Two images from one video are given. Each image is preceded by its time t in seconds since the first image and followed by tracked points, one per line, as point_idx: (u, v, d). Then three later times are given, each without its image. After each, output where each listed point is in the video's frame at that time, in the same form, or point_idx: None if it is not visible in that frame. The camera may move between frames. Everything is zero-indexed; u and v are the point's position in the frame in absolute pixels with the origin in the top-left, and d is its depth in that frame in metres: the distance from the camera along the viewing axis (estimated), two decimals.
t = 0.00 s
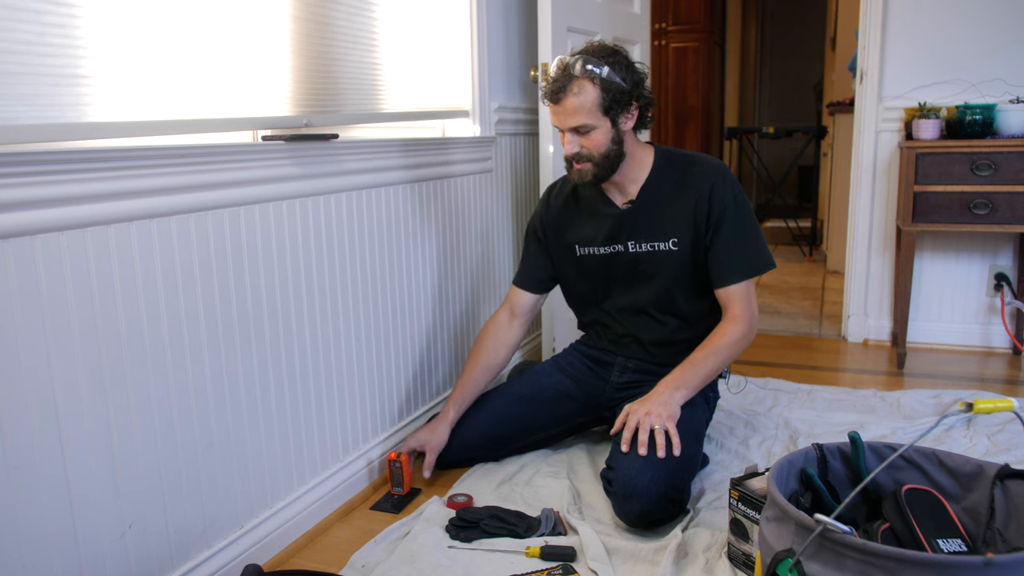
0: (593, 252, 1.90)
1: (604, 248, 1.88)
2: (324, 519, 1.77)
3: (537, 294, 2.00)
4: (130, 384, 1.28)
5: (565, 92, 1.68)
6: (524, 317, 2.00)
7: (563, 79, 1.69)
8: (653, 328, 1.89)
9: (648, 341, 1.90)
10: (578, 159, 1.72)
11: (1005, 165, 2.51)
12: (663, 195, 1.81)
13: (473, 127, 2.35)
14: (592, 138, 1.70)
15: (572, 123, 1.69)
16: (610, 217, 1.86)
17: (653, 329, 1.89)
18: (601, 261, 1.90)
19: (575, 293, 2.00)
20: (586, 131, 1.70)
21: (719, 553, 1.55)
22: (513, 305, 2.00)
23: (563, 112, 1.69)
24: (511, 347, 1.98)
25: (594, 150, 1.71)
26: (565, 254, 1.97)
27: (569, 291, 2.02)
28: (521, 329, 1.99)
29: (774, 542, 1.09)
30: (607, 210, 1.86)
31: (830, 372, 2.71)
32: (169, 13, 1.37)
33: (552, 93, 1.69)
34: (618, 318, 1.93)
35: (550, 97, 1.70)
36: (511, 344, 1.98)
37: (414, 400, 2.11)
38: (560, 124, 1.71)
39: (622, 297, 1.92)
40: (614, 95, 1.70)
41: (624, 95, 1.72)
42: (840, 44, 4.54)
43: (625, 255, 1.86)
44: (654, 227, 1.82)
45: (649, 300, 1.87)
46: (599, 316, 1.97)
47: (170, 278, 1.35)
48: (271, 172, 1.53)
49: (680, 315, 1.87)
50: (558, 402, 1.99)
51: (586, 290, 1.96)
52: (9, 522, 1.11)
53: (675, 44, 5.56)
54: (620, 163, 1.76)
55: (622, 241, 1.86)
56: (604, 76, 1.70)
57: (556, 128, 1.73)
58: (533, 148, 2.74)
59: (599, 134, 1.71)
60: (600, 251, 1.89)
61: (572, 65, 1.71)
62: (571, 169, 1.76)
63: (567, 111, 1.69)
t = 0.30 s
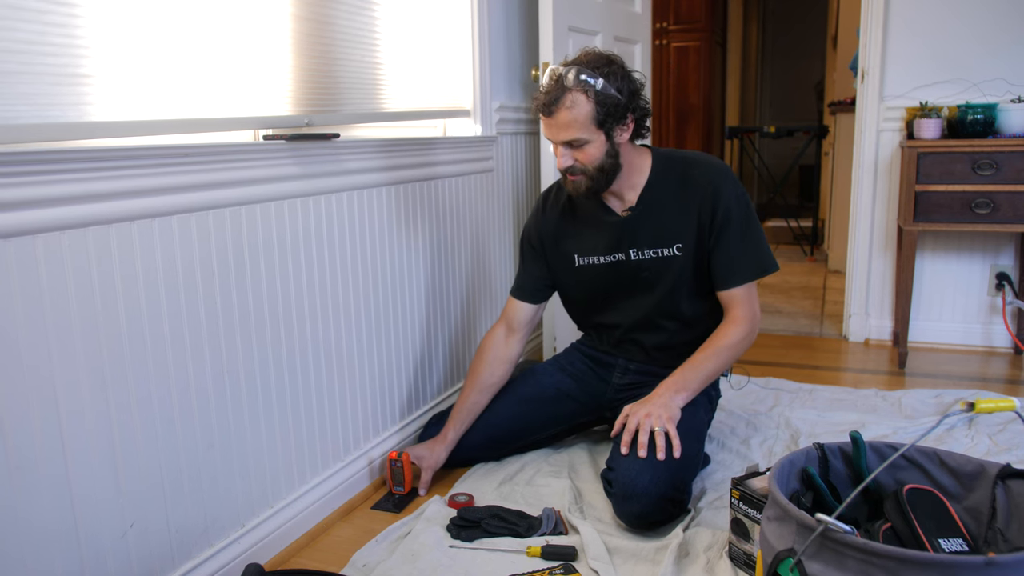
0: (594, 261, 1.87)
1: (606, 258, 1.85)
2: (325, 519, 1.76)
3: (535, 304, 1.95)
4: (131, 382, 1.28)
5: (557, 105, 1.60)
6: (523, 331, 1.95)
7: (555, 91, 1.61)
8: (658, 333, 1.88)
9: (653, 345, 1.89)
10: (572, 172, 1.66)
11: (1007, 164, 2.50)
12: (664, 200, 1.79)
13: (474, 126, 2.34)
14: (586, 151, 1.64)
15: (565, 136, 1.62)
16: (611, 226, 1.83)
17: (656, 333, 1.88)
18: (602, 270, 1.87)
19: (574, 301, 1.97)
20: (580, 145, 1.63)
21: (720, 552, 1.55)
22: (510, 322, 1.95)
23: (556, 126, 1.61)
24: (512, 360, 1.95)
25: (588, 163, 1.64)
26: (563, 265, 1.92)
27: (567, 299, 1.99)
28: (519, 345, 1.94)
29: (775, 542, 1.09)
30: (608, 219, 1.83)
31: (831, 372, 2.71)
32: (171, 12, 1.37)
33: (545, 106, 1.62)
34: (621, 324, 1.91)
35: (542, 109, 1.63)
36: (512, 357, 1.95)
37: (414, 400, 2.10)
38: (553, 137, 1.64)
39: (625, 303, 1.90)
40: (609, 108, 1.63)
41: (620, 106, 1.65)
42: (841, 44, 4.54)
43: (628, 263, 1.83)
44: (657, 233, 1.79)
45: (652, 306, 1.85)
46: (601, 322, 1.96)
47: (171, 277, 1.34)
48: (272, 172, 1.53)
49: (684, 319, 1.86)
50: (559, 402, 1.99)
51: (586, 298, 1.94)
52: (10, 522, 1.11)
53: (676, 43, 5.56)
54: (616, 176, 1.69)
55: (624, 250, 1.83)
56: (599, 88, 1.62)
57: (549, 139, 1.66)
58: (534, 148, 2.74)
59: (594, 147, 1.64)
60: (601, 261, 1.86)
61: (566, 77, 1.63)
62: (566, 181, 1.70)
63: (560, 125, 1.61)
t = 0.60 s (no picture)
0: (596, 266, 1.86)
1: (608, 263, 1.84)
2: (326, 518, 1.77)
3: (533, 306, 1.94)
4: (132, 382, 1.28)
5: (558, 117, 1.58)
6: (522, 333, 1.94)
7: (555, 103, 1.59)
8: (660, 337, 1.89)
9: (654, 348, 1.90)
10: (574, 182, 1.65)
11: (1008, 164, 2.50)
12: (668, 206, 1.78)
13: (475, 126, 2.34)
14: (588, 162, 1.62)
15: (566, 148, 1.61)
16: (613, 231, 1.82)
17: (658, 336, 1.89)
18: (603, 275, 1.86)
19: (575, 304, 1.96)
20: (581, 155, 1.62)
21: (720, 553, 1.55)
22: (509, 324, 1.94)
23: (557, 137, 1.60)
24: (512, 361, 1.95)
25: (590, 174, 1.63)
26: (564, 269, 1.92)
27: (567, 301, 1.99)
28: (519, 346, 1.94)
29: (776, 542, 1.09)
30: (609, 224, 1.82)
31: (831, 371, 2.71)
32: (172, 12, 1.37)
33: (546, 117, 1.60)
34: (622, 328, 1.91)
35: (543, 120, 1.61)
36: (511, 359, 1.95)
37: (414, 400, 2.10)
38: (555, 148, 1.63)
39: (626, 306, 1.90)
40: (610, 119, 1.61)
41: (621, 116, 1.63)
42: (841, 43, 4.55)
43: (631, 269, 1.83)
44: (661, 240, 1.79)
45: (654, 310, 1.85)
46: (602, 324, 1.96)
47: (173, 276, 1.35)
48: (273, 171, 1.53)
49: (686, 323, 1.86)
50: (559, 402, 1.99)
51: (587, 301, 1.93)
52: (11, 522, 1.12)
53: (677, 43, 5.56)
54: (618, 186, 1.68)
55: (626, 256, 1.82)
56: (600, 98, 1.60)
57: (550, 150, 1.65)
58: (535, 147, 2.74)
59: (596, 157, 1.62)
60: (603, 266, 1.85)
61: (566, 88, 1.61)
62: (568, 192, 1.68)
63: (561, 136, 1.60)
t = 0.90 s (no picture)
0: (595, 269, 1.86)
1: (608, 266, 1.84)
2: (326, 518, 1.77)
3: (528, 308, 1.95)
4: (132, 382, 1.28)
5: (553, 126, 1.58)
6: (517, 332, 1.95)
7: (550, 111, 1.59)
8: (660, 339, 1.89)
9: (655, 349, 1.90)
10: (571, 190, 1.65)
11: (1008, 163, 2.50)
12: (667, 207, 1.78)
13: (475, 125, 2.34)
14: (583, 170, 1.62)
15: (562, 157, 1.61)
16: (612, 234, 1.82)
17: (659, 338, 1.89)
18: (603, 278, 1.86)
19: (575, 307, 1.96)
20: (577, 164, 1.62)
21: (721, 552, 1.55)
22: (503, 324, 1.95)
23: (553, 146, 1.60)
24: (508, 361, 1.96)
25: (587, 181, 1.63)
26: (563, 273, 1.91)
27: (566, 303, 1.99)
28: (515, 345, 1.95)
29: (776, 542, 1.09)
30: (608, 227, 1.82)
31: (831, 371, 2.70)
32: (172, 11, 1.37)
33: (540, 126, 1.60)
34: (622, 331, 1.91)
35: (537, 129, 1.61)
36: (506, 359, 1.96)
37: (415, 400, 2.10)
38: (550, 157, 1.63)
39: (627, 309, 1.90)
40: (605, 125, 1.61)
41: (615, 123, 1.63)
42: (841, 43, 4.55)
43: (631, 271, 1.82)
44: (660, 241, 1.79)
45: (654, 311, 1.85)
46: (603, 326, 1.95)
47: (173, 276, 1.35)
48: (273, 170, 1.53)
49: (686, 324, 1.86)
50: (559, 402, 1.99)
51: (586, 305, 1.93)
52: (11, 522, 1.12)
53: (677, 42, 5.56)
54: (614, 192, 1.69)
55: (625, 259, 1.82)
56: (594, 106, 1.60)
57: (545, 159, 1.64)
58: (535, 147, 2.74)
59: (592, 164, 1.62)
60: (603, 269, 1.85)
61: (560, 96, 1.60)
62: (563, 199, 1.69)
63: (556, 145, 1.60)
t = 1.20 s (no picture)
0: (600, 255, 1.85)
1: (613, 252, 1.84)
2: (327, 515, 1.77)
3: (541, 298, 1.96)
4: (133, 379, 1.28)
5: (575, 98, 1.58)
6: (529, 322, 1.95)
7: (571, 86, 1.59)
8: (659, 331, 1.89)
9: (655, 342, 1.90)
10: (588, 168, 1.63)
11: (1009, 162, 2.50)
12: (674, 196, 1.78)
13: (476, 123, 2.34)
14: (601, 145, 1.61)
15: (582, 130, 1.60)
16: (619, 219, 1.82)
17: (659, 330, 1.89)
18: (608, 265, 1.85)
19: (577, 296, 1.96)
20: (595, 138, 1.61)
21: (721, 550, 1.55)
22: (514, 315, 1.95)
23: (572, 118, 1.59)
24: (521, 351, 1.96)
25: (605, 159, 1.62)
26: (568, 258, 1.91)
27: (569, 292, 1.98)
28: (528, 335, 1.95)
29: (777, 539, 1.09)
30: (615, 213, 1.82)
31: (832, 369, 2.70)
32: (172, 9, 1.37)
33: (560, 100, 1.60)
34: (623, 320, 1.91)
35: (556, 104, 1.61)
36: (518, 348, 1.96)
37: (415, 398, 2.10)
38: (568, 132, 1.62)
39: (628, 300, 1.90)
40: (624, 101, 1.61)
41: (633, 101, 1.63)
42: (843, 41, 4.54)
43: (635, 258, 1.82)
44: (666, 229, 1.79)
45: (655, 300, 1.85)
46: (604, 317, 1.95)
47: (174, 273, 1.35)
48: (274, 168, 1.53)
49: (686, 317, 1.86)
50: (560, 399, 1.99)
51: (588, 293, 1.93)
52: (14, 521, 1.12)
53: (678, 40, 5.56)
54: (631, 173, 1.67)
55: (630, 245, 1.82)
56: (613, 81, 1.61)
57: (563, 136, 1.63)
58: (536, 145, 2.73)
59: (610, 140, 1.62)
60: (608, 255, 1.84)
61: (579, 71, 1.61)
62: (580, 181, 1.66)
63: (575, 119, 1.59)
